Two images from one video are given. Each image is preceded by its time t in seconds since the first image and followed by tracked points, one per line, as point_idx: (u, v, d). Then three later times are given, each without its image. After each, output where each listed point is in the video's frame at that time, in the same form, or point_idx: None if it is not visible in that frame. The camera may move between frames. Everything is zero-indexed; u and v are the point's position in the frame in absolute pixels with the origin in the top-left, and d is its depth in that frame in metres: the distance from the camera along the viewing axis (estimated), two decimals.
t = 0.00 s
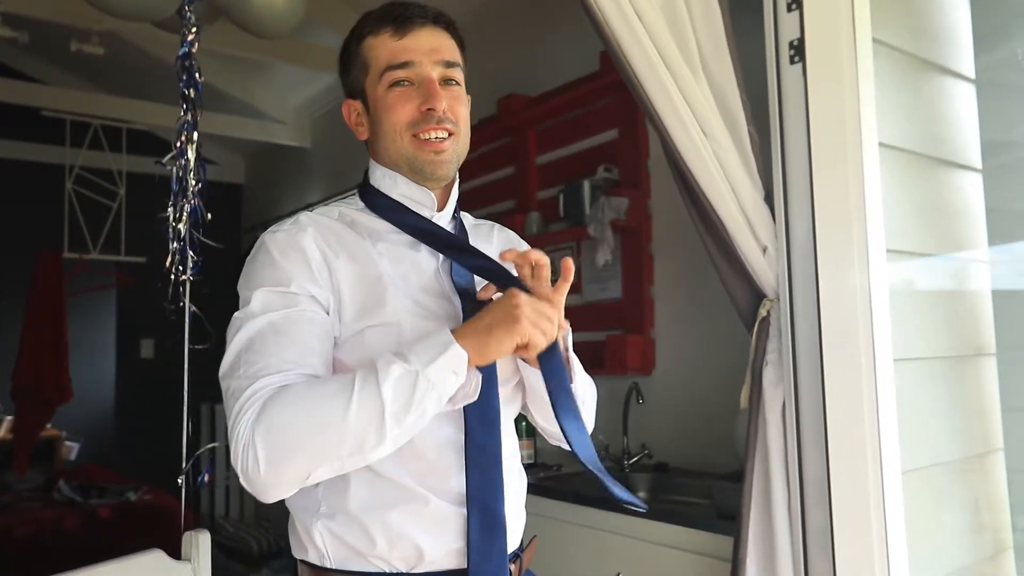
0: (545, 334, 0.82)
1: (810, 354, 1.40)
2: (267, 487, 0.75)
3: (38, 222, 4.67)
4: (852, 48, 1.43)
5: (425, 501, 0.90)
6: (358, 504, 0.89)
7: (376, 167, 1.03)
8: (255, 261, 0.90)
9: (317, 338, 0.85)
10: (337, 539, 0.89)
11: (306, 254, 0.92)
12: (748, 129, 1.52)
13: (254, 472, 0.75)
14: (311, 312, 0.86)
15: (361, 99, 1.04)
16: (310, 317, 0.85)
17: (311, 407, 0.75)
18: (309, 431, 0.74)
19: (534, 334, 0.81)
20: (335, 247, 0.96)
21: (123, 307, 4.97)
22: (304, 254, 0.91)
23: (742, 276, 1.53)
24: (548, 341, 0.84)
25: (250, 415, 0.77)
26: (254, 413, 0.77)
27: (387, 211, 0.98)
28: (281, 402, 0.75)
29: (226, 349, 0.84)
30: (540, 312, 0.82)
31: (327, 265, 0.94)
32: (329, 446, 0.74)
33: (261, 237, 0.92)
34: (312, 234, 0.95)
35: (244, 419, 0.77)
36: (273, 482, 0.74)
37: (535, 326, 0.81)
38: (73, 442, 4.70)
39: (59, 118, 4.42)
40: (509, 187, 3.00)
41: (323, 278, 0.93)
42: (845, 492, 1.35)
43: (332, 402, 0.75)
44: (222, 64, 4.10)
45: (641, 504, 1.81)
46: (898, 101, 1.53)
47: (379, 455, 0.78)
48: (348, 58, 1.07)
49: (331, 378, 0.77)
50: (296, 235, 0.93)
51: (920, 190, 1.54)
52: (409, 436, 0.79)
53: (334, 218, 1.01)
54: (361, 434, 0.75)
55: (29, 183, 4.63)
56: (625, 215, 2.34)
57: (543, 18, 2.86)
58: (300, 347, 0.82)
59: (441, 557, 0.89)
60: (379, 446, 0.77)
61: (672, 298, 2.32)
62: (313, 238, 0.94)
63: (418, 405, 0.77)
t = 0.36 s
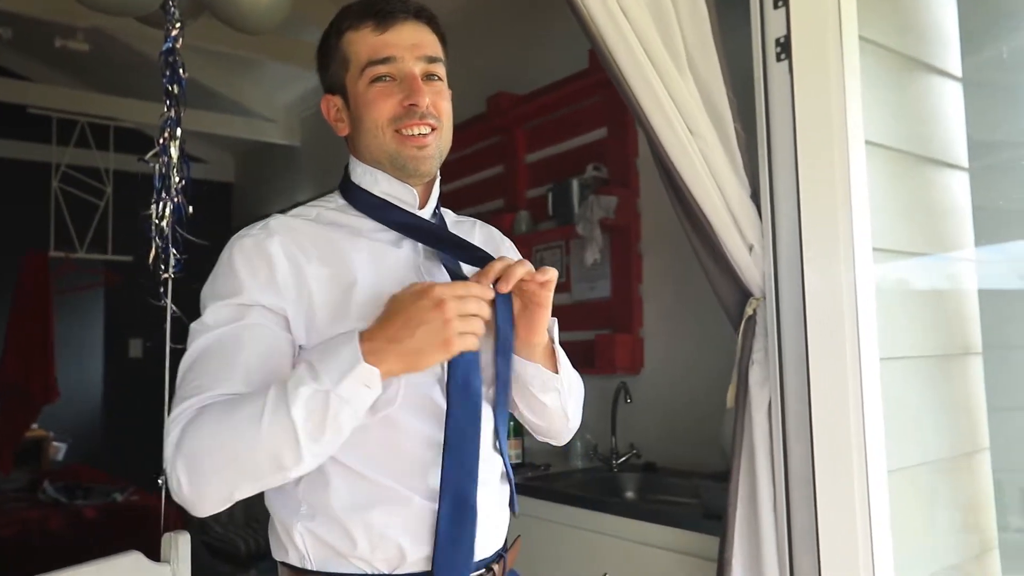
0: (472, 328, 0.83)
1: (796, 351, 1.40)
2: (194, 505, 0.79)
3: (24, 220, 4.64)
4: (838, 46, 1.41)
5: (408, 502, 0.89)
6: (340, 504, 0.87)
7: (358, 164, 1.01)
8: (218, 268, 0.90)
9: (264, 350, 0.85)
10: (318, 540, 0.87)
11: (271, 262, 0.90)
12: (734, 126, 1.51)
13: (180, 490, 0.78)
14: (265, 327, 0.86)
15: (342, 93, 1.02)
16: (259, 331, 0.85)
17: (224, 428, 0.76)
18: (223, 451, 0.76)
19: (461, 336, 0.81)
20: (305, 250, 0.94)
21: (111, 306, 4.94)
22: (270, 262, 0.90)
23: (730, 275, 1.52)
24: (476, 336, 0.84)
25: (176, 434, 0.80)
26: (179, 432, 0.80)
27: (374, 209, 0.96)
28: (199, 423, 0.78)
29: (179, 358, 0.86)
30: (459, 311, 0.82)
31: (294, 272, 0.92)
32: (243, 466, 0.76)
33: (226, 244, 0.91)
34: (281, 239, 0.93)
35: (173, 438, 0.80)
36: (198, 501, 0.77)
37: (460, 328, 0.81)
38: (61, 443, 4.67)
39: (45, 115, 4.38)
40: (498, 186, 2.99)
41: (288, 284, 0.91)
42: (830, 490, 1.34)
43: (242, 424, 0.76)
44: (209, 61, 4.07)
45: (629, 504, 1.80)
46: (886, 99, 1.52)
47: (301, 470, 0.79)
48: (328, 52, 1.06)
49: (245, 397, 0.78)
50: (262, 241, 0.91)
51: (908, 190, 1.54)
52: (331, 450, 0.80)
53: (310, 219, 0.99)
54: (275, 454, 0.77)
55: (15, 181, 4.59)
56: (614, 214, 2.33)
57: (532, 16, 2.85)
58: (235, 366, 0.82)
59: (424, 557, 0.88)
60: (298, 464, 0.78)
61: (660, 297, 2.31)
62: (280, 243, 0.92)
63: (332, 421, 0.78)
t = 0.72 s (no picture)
0: (419, 342, 0.77)
1: (779, 349, 1.39)
2: (157, 512, 0.80)
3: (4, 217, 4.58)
4: (821, 43, 1.41)
5: (377, 504, 0.87)
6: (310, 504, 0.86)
7: (327, 162, 1.00)
8: (183, 274, 0.90)
9: (225, 365, 0.84)
10: (287, 541, 0.86)
11: (234, 268, 0.89)
12: (717, 123, 1.50)
13: (143, 499, 0.79)
14: (224, 337, 0.85)
15: (318, 92, 0.99)
16: (219, 342, 0.84)
17: (185, 448, 0.77)
18: (184, 471, 0.77)
19: (406, 352, 0.76)
20: (270, 255, 0.92)
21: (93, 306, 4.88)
22: (232, 269, 0.89)
23: (713, 273, 1.51)
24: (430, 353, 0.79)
25: (140, 446, 0.80)
26: (143, 444, 0.80)
27: (344, 209, 0.95)
28: (161, 440, 0.78)
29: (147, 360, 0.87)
30: (404, 327, 0.77)
31: (257, 278, 0.91)
32: (204, 486, 0.77)
33: (191, 250, 0.91)
34: (244, 243, 0.92)
35: (137, 446, 0.81)
36: (160, 512, 0.79)
37: (401, 345, 0.76)
38: (41, 443, 4.61)
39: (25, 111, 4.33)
40: (483, 185, 2.98)
41: (252, 289, 0.90)
42: (812, 489, 1.34)
43: (204, 447, 0.76)
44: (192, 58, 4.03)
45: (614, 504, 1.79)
46: (868, 98, 1.52)
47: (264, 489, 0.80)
48: (308, 41, 1.01)
49: (208, 418, 0.78)
50: (225, 246, 0.90)
51: (891, 189, 1.54)
52: (294, 471, 0.80)
53: (276, 221, 0.97)
54: (236, 477, 0.77)
55: None
56: (598, 213, 2.32)
57: (517, 14, 2.83)
58: (197, 379, 0.82)
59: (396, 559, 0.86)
60: (260, 485, 0.79)
61: (644, 296, 2.30)
62: (243, 249, 0.91)
63: (295, 447, 0.78)
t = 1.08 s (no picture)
0: (407, 337, 0.76)
1: (765, 348, 1.39)
2: (137, 517, 0.78)
3: None
4: (808, 41, 1.41)
5: (357, 503, 0.86)
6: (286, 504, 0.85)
7: (308, 162, 0.98)
8: (159, 270, 0.88)
9: (206, 360, 0.83)
10: (265, 540, 0.85)
11: (212, 265, 0.88)
12: (705, 122, 1.50)
13: (123, 503, 0.78)
14: (203, 334, 0.84)
15: (317, 104, 0.94)
16: (198, 340, 0.83)
17: (169, 448, 0.75)
18: (168, 471, 0.75)
19: (394, 347, 0.75)
20: (248, 251, 0.91)
21: (79, 306, 4.85)
22: (209, 266, 0.88)
23: (701, 272, 1.51)
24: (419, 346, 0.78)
25: (120, 448, 0.78)
26: (123, 446, 0.78)
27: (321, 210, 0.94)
28: (142, 440, 0.76)
29: (126, 360, 0.86)
30: (392, 321, 0.76)
31: (235, 275, 0.89)
32: (189, 487, 0.76)
33: (166, 247, 0.89)
34: (221, 239, 0.90)
35: (116, 448, 0.79)
36: (142, 516, 0.77)
37: (389, 339, 0.75)
38: (26, 444, 4.56)
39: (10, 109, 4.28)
40: (471, 184, 2.97)
41: (230, 286, 0.89)
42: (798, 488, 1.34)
43: (188, 446, 0.75)
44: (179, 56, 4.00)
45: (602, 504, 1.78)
46: (855, 97, 1.52)
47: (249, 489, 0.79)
48: (315, 42, 0.93)
49: (193, 417, 0.77)
50: (202, 243, 0.89)
51: (878, 188, 1.54)
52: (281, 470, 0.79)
53: (254, 218, 0.95)
54: (222, 477, 0.76)
55: None
56: (587, 212, 2.32)
57: (507, 13, 2.83)
58: (177, 377, 0.81)
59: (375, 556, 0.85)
60: (246, 485, 0.77)
61: (633, 295, 2.30)
62: (220, 246, 0.90)
63: (283, 446, 0.77)
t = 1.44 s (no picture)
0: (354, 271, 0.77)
1: (751, 351, 1.40)
2: (125, 511, 0.75)
3: None
4: (793, 45, 1.42)
5: (340, 504, 0.87)
6: (269, 504, 0.85)
7: (294, 164, 0.98)
8: (145, 267, 0.87)
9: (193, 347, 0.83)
10: (246, 542, 0.85)
11: (200, 259, 0.87)
12: (691, 123, 1.51)
13: (106, 492, 0.75)
14: (192, 324, 0.84)
15: (307, 107, 0.94)
16: (184, 328, 0.83)
17: (149, 422, 0.73)
18: (149, 447, 0.73)
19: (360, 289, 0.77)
20: (233, 246, 0.91)
21: (66, 306, 4.82)
22: (197, 260, 0.87)
23: (688, 274, 1.52)
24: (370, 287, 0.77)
25: (101, 436, 0.76)
26: (105, 432, 0.76)
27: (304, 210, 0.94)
28: (124, 422, 0.74)
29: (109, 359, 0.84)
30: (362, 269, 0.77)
31: (223, 271, 0.89)
32: (171, 462, 0.73)
33: (150, 242, 0.88)
34: (208, 235, 0.90)
35: (95, 439, 0.77)
36: (126, 503, 0.74)
37: (343, 275, 0.77)
38: (12, 446, 4.53)
39: None
40: (461, 185, 2.97)
41: (219, 282, 0.89)
42: (782, 489, 1.35)
43: (168, 416, 0.74)
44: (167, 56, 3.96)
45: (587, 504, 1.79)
46: (841, 100, 1.53)
47: (232, 464, 0.77)
48: (307, 46, 0.93)
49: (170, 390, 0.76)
50: (188, 237, 0.88)
51: (864, 190, 1.55)
52: (262, 439, 0.78)
53: (239, 216, 0.95)
54: (203, 446, 0.74)
55: None
56: (575, 214, 2.33)
57: (497, 15, 2.83)
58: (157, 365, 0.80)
59: (357, 558, 0.87)
60: (226, 457, 0.76)
61: (621, 297, 2.30)
62: (207, 240, 0.89)
63: (260, 408, 0.77)
